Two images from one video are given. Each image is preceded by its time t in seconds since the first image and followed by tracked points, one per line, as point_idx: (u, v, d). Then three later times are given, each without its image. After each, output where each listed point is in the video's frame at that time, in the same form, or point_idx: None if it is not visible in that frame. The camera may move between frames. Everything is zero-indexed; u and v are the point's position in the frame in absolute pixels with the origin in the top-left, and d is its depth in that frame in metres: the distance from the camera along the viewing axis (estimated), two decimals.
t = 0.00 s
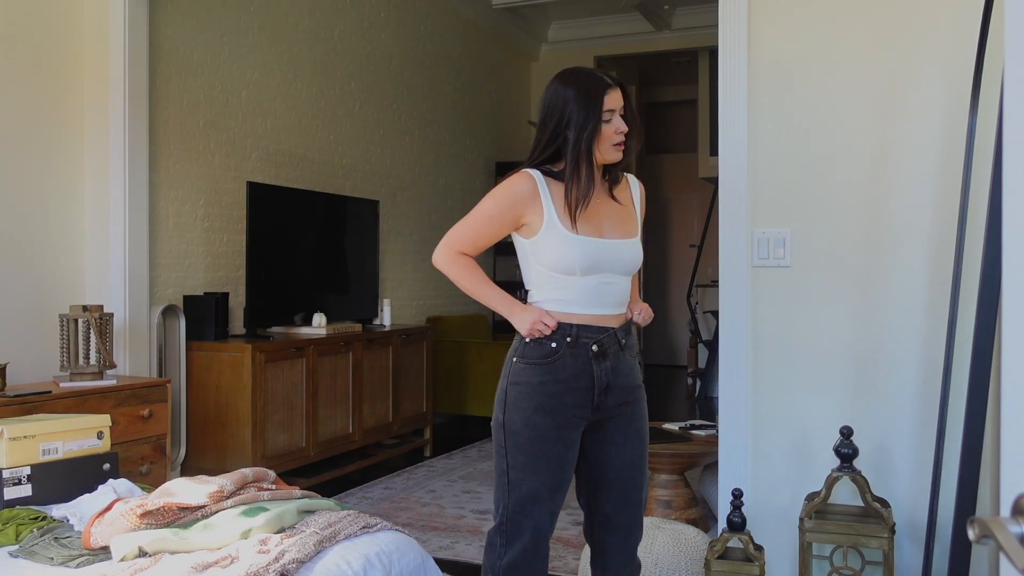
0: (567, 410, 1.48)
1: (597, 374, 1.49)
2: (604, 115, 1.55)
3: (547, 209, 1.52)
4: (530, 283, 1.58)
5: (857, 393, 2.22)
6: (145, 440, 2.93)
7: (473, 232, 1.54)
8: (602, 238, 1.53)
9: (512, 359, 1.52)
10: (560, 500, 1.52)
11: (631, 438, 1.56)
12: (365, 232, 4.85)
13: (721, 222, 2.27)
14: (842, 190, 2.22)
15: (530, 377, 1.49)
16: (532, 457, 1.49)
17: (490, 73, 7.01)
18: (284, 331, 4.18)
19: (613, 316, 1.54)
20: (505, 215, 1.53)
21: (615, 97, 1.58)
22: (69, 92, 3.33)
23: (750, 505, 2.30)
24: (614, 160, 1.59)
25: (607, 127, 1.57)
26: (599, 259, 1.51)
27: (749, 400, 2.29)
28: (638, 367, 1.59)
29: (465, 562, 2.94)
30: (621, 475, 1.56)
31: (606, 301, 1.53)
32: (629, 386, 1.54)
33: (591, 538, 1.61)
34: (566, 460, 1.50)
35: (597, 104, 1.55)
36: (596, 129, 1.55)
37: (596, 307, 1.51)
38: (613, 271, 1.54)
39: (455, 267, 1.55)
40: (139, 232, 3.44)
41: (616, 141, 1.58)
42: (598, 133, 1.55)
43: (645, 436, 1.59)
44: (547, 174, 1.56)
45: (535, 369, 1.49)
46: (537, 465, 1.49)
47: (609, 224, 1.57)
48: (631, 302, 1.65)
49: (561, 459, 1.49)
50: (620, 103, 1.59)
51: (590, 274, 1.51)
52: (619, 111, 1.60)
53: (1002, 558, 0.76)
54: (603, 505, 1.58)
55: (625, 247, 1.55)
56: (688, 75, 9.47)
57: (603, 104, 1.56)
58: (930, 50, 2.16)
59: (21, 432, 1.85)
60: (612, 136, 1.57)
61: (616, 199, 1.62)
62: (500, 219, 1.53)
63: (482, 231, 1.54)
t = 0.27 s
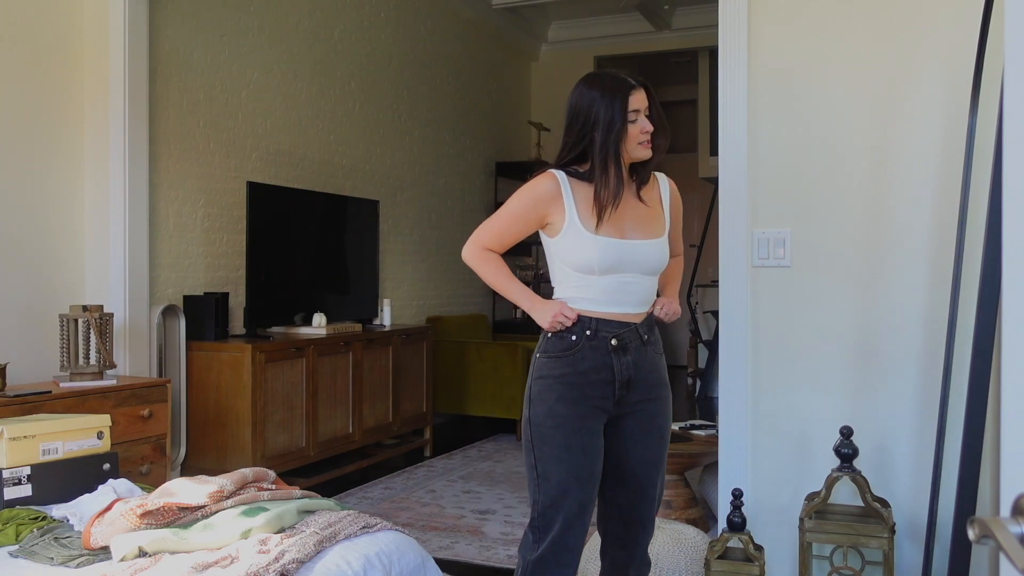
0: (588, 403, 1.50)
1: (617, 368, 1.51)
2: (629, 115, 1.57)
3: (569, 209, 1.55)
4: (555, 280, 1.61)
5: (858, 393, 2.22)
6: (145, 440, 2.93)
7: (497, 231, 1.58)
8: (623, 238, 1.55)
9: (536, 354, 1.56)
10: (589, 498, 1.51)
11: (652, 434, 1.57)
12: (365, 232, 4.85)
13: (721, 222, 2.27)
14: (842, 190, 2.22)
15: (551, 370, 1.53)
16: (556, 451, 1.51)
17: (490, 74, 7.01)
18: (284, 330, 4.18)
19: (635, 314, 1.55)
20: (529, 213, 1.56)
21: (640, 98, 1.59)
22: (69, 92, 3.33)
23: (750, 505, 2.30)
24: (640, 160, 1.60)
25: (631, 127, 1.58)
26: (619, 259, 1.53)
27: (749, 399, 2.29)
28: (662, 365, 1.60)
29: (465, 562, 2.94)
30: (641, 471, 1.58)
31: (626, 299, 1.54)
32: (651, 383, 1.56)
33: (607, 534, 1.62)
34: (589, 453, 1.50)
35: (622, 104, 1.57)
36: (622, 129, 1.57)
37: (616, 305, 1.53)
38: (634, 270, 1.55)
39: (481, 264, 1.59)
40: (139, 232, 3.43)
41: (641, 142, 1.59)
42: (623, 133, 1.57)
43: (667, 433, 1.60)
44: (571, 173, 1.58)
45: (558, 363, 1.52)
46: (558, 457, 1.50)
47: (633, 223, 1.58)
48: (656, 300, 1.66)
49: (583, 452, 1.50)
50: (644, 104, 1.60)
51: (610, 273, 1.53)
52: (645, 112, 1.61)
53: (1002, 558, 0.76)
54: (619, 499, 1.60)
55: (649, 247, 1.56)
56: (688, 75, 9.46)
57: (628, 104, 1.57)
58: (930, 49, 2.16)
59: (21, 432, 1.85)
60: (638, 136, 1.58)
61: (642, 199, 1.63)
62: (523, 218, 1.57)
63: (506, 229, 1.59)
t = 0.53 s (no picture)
0: (585, 403, 1.51)
1: (614, 369, 1.51)
2: (638, 117, 1.58)
3: (570, 209, 1.56)
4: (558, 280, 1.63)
5: (858, 393, 2.22)
6: (145, 440, 2.93)
7: (501, 230, 1.61)
8: (621, 238, 1.55)
9: (536, 355, 1.57)
10: (591, 500, 1.50)
11: (651, 436, 1.57)
12: (365, 232, 4.85)
13: (721, 222, 2.27)
14: (842, 190, 2.22)
15: (550, 369, 1.54)
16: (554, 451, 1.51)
17: (490, 74, 7.01)
18: (284, 331, 4.18)
19: (636, 313, 1.56)
20: (531, 213, 1.59)
21: (648, 100, 1.61)
22: (69, 93, 3.33)
23: (750, 505, 2.30)
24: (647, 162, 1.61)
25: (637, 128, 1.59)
26: (618, 259, 1.54)
27: (750, 399, 2.29)
28: (663, 368, 1.59)
29: (465, 562, 2.94)
30: (639, 472, 1.58)
31: (625, 299, 1.55)
32: (650, 384, 1.56)
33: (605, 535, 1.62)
34: (586, 454, 1.50)
35: (630, 106, 1.58)
36: (629, 130, 1.58)
37: (615, 304, 1.54)
38: (632, 270, 1.55)
39: (485, 262, 1.63)
40: (139, 232, 3.43)
41: (647, 143, 1.60)
42: (630, 134, 1.58)
43: (667, 436, 1.59)
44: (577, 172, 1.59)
45: (556, 363, 1.53)
46: (555, 457, 1.51)
47: (634, 223, 1.58)
48: (660, 302, 1.66)
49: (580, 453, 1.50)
50: (651, 106, 1.61)
51: (609, 273, 1.54)
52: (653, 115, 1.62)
53: (1002, 558, 0.76)
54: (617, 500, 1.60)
55: (649, 247, 1.56)
56: (688, 75, 9.46)
57: (636, 106, 1.59)
58: (930, 49, 2.16)
59: (21, 432, 1.85)
60: (645, 138, 1.59)
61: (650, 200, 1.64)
62: (526, 217, 1.59)
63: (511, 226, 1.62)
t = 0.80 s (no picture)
0: (551, 403, 1.53)
1: (579, 368, 1.53)
2: (619, 116, 1.60)
3: (545, 208, 1.59)
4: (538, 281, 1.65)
5: (858, 393, 2.22)
6: (145, 440, 2.93)
7: (481, 228, 1.64)
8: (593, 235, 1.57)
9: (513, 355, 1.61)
10: (563, 503, 1.55)
11: (628, 437, 1.56)
12: (365, 232, 4.85)
13: (721, 222, 2.28)
14: (842, 190, 2.22)
15: (519, 369, 1.57)
16: (524, 450, 1.54)
17: (490, 73, 7.01)
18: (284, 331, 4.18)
19: (610, 312, 1.56)
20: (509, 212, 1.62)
21: (630, 100, 1.63)
22: (69, 93, 3.33)
23: (750, 505, 2.30)
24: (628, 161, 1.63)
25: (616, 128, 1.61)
26: (585, 255, 1.56)
27: (749, 399, 2.29)
28: (641, 368, 1.58)
29: (465, 562, 2.94)
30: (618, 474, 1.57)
31: (597, 296, 1.56)
32: (623, 384, 1.55)
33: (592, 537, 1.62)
34: (555, 452, 1.53)
35: (612, 105, 1.60)
36: (611, 129, 1.60)
37: (586, 301, 1.55)
38: (605, 267, 1.57)
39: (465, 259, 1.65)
40: (139, 232, 3.43)
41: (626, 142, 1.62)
42: (610, 134, 1.60)
43: (647, 437, 1.57)
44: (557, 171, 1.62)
45: (527, 364, 1.56)
46: (525, 455, 1.54)
47: (609, 222, 1.60)
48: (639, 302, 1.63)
49: (547, 451, 1.53)
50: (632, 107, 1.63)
51: (578, 270, 1.56)
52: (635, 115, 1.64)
53: (1002, 558, 0.76)
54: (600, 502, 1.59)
55: (620, 245, 1.57)
56: (688, 75, 9.47)
57: (618, 106, 1.61)
58: (930, 49, 2.16)
59: (21, 432, 1.85)
60: (626, 138, 1.61)
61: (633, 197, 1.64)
62: (503, 215, 1.62)
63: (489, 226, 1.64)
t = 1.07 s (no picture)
0: (513, 402, 1.61)
1: (535, 370, 1.58)
2: (590, 122, 1.64)
3: (512, 212, 1.67)
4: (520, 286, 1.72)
5: (857, 393, 2.22)
6: (145, 440, 2.93)
7: (462, 233, 1.77)
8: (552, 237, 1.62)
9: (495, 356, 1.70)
10: (532, 500, 1.64)
11: (590, 442, 1.56)
12: (365, 231, 4.85)
13: (721, 222, 2.28)
14: (842, 190, 2.22)
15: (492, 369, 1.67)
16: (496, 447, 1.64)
17: (490, 73, 7.01)
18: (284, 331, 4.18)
19: (573, 317, 1.59)
20: (485, 218, 1.74)
21: (604, 107, 1.67)
22: (70, 93, 3.33)
23: (750, 505, 2.30)
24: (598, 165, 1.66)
25: (583, 132, 1.65)
26: (544, 261, 1.61)
27: (749, 400, 2.29)
28: (605, 372, 1.58)
29: (465, 562, 2.94)
30: (585, 481, 1.56)
31: (557, 301, 1.60)
32: (582, 388, 1.56)
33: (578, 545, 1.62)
34: (519, 448, 1.61)
35: (583, 111, 1.64)
36: (579, 134, 1.64)
37: (545, 305, 1.60)
38: (561, 270, 1.60)
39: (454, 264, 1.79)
40: (139, 232, 3.43)
41: (595, 147, 1.65)
42: (579, 139, 1.64)
43: (612, 444, 1.56)
44: (528, 175, 1.69)
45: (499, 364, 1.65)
46: (495, 450, 1.65)
47: (572, 224, 1.63)
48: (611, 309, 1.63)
49: (512, 447, 1.62)
50: (604, 112, 1.66)
51: (539, 275, 1.62)
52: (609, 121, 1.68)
53: (1002, 557, 0.76)
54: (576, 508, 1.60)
55: (579, 249, 1.60)
56: (688, 75, 9.47)
57: (590, 112, 1.65)
58: (930, 50, 2.16)
59: (21, 432, 1.85)
60: (596, 143, 1.65)
61: (603, 199, 1.65)
62: (482, 221, 1.74)
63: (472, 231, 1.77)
